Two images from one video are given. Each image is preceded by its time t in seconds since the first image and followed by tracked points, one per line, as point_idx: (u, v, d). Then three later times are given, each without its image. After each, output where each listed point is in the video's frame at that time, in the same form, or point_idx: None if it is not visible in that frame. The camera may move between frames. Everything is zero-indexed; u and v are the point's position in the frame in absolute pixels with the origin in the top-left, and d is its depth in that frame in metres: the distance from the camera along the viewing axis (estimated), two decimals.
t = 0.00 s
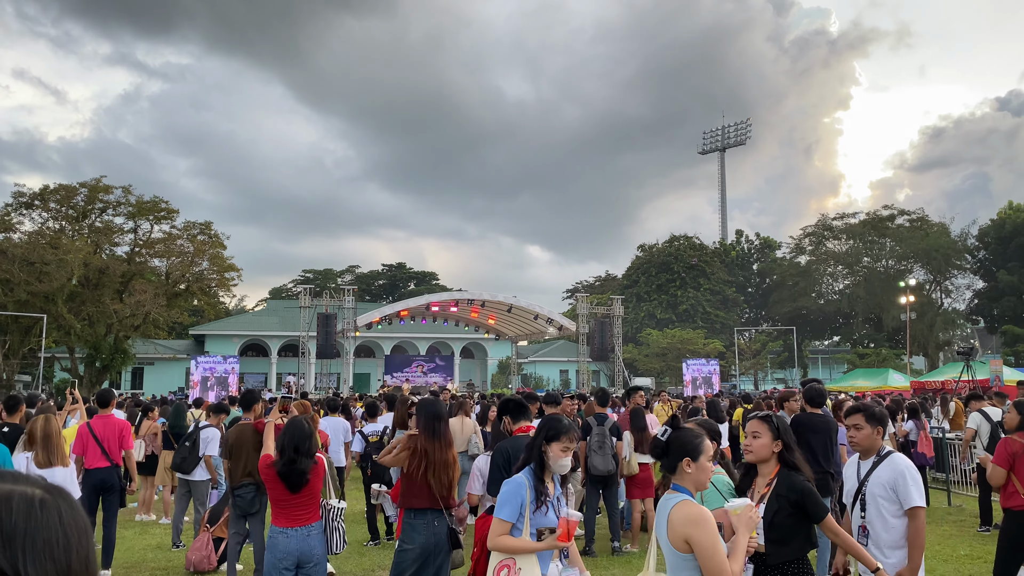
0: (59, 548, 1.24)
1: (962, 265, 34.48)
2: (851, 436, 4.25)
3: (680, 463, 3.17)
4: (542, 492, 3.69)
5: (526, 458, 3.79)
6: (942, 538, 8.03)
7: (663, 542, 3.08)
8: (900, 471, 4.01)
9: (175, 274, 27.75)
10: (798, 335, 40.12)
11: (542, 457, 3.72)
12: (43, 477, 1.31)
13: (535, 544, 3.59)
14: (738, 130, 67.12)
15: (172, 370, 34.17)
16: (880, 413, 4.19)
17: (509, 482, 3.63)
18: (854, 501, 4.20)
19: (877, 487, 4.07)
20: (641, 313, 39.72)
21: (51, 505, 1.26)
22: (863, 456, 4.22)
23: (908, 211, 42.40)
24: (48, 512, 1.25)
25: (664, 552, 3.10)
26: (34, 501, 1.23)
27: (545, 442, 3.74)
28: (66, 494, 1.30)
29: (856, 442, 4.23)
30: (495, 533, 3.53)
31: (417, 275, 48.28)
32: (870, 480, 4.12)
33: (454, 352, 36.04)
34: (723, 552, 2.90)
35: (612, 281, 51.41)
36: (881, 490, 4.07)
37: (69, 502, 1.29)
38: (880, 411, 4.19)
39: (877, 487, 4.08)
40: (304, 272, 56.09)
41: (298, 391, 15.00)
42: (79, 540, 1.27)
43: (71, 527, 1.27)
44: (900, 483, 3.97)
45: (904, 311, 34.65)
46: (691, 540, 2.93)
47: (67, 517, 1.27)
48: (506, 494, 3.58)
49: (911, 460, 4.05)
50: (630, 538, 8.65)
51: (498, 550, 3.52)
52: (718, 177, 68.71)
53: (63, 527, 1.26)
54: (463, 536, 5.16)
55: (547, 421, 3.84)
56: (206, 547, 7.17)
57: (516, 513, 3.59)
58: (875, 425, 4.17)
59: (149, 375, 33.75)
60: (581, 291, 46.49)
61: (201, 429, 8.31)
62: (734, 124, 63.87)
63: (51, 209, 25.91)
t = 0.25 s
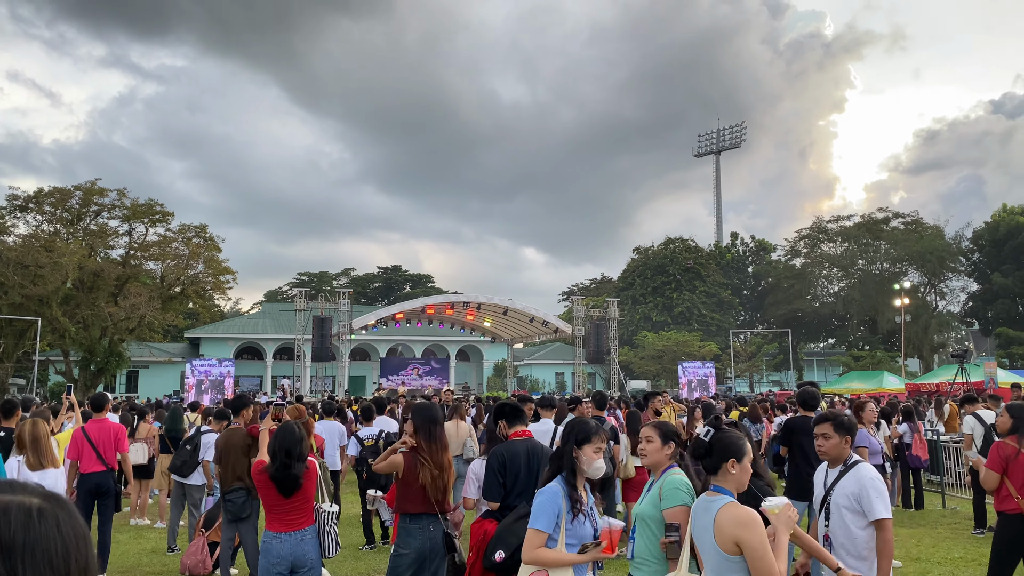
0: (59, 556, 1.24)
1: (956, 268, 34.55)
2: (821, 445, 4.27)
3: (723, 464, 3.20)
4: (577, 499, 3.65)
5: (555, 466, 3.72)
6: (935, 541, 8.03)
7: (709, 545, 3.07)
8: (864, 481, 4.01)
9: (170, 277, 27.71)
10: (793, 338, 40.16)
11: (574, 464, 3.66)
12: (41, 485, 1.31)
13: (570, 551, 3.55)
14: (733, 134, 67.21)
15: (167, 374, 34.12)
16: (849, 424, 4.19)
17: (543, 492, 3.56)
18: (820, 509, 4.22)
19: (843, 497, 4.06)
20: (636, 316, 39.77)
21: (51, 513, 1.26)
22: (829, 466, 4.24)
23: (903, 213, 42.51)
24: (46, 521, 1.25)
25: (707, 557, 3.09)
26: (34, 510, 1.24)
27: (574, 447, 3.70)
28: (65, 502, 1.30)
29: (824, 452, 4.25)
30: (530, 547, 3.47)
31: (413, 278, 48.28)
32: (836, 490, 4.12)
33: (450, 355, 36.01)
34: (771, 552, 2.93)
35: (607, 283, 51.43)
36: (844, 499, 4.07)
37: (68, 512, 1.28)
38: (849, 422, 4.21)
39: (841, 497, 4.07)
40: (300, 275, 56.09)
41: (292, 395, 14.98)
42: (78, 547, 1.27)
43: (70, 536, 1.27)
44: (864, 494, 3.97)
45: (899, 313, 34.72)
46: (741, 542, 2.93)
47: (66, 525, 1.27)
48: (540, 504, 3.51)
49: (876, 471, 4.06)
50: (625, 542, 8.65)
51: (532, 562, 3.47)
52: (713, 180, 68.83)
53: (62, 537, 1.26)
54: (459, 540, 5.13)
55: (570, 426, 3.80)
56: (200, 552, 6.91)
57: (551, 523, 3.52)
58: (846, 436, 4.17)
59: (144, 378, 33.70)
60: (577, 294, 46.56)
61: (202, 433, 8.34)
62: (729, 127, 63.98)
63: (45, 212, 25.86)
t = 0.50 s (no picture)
0: (60, 553, 1.24)
1: (952, 270, 34.62)
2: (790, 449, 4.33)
3: (776, 469, 3.14)
4: (615, 503, 3.66)
5: (591, 471, 3.73)
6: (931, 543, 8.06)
7: (760, 547, 3.03)
8: (828, 485, 4.03)
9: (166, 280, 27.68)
10: (790, 340, 40.21)
11: (613, 466, 3.69)
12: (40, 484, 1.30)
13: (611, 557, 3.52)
14: (730, 136, 67.35)
15: (164, 376, 34.08)
16: (818, 429, 4.25)
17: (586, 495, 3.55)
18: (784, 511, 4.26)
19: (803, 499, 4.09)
20: (633, 318, 39.81)
21: (51, 512, 1.25)
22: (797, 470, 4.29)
23: (899, 215, 42.63)
24: (45, 521, 1.24)
25: (750, 562, 3.07)
26: (34, 509, 1.23)
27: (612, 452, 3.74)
28: (64, 502, 1.29)
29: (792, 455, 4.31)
30: (574, 550, 3.39)
31: (410, 280, 48.30)
32: (798, 493, 4.14)
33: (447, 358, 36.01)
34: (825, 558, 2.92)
35: (605, 286, 51.46)
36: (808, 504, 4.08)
37: (67, 511, 1.28)
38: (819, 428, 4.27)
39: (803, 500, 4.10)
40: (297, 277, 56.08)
41: (287, 398, 14.99)
42: (79, 546, 1.27)
43: (72, 533, 1.27)
44: (826, 499, 3.98)
45: (895, 315, 34.80)
46: (797, 549, 2.93)
47: (67, 524, 1.27)
48: (586, 507, 3.48)
49: (842, 477, 4.08)
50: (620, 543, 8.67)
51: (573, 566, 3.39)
52: (710, 182, 68.98)
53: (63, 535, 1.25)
54: (455, 542, 5.13)
55: (603, 430, 3.84)
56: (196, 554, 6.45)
57: (596, 527, 3.49)
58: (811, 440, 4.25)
59: (140, 381, 33.69)
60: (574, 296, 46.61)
61: (202, 435, 8.39)
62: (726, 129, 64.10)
63: (42, 215, 25.85)
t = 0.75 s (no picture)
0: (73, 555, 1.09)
1: (950, 271, 34.69)
2: (757, 446, 4.36)
3: (835, 469, 3.19)
4: (666, 504, 3.39)
5: (636, 473, 3.42)
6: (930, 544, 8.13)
7: (828, 551, 3.10)
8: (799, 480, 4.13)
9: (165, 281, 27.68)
10: (789, 341, 40.25)
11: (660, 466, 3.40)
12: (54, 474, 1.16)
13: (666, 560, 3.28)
14: (728, 138, 67.50)
15: (163, 378, 34.07)
16: (783, 424, 4.30)
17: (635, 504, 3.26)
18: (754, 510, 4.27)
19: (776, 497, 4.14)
20: (632, 319, 39.85)
21: (62, 507, 1.09)
22: (766, 467, 4.34)
23: (897, 216, 42.71)
24: (53, 517, 1.09)
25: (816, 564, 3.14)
26: (38, 504, 1.08)
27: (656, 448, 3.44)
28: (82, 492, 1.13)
29: (761, 452, 4.34)
30: (631, 559, 3.18)
31: (409, 281, 48.31)
32: (771, 491, 4.18)
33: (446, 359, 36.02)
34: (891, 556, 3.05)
35: (603, 286, 51.52)
36: (781, 500, 4.16)
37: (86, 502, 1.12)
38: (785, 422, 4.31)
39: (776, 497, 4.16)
40: (295, 278, 56.09)
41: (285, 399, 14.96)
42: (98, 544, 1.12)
43: (87, 532, 1.11)
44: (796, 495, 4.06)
45: (893, 316, 34.86)
46: (869, 550, 3.02)
47: (81, 522, 1.11)
48: (641, 516, 3.22)
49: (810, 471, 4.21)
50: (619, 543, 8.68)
51: None
52: (709, 183, 69.10)
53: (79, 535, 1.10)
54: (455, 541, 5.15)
55: (641, 426, 3.53)
56: (196, 554, 6.18)
57: (651, 532, 3.24)
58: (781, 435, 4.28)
59: (139, 382, 33.70)
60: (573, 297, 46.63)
61: (202, 436, 8.38)
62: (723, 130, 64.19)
63: (41, 216, 25.84)
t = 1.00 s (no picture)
0: (90, 548, 1.06)
1: (950, 271, 34.71)
2: (722, 450, 4.23)
3: (885, 468, 3.52)
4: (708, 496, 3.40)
5: (673, 467, 3.42)
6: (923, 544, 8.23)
7: (883, 545, 3.39)
8: (767, 483, 4.02)
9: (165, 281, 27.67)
10: (788, 341, 40.25)
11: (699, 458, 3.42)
12: (76, 462, 1.14)
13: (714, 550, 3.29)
14: (728, 138, 67.45)
15: (162, 378, 34.07)
16: (748, 425, 4.16)
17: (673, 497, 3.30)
18: (722, 514, 4.14)
19: (744, 498, 4.07)
20: (631, 319, 39.86)
21: (77, 496, 1.07)
22: (731, 469, 4.22)
23: (896, 216, 42.74)
24: (71, 508, 1.06)
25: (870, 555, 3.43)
26: (55, 493, 1.06)
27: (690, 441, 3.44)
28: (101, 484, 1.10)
29: (727, 456, 4.22)
30: (688, 553, 3.16)
31: (409, 282, 48.30)
32: (737, 493, 4.11)
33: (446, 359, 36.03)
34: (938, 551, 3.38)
35: (602, 287, 51.55)
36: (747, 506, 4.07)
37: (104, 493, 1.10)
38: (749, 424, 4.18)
39: (744, 501, 4.05)
40: (294, 279, 56.06)
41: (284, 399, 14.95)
42: (116, 537, 1.09)
43: (102, 525, 1.09)
44: (766, 502, 4.00)
45: (893, 316, 34.88)
46: (923, 544, 3.33)
47: (96, 512, 1.08)
48: (697, 507, 3.20)
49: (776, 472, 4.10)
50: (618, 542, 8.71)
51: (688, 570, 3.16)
52: (708, 183, 69.08)
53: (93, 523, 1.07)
54: (455, 539, 5.16)
55: (671, 423, 3.57)
56: (195, 555, 6.14)
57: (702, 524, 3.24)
58: (746, 438, 4.15)
59: (139, 382, 33.72)
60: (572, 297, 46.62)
61: (200, 437, 8.38)
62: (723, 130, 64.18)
63: (40, 216, 25.84)
